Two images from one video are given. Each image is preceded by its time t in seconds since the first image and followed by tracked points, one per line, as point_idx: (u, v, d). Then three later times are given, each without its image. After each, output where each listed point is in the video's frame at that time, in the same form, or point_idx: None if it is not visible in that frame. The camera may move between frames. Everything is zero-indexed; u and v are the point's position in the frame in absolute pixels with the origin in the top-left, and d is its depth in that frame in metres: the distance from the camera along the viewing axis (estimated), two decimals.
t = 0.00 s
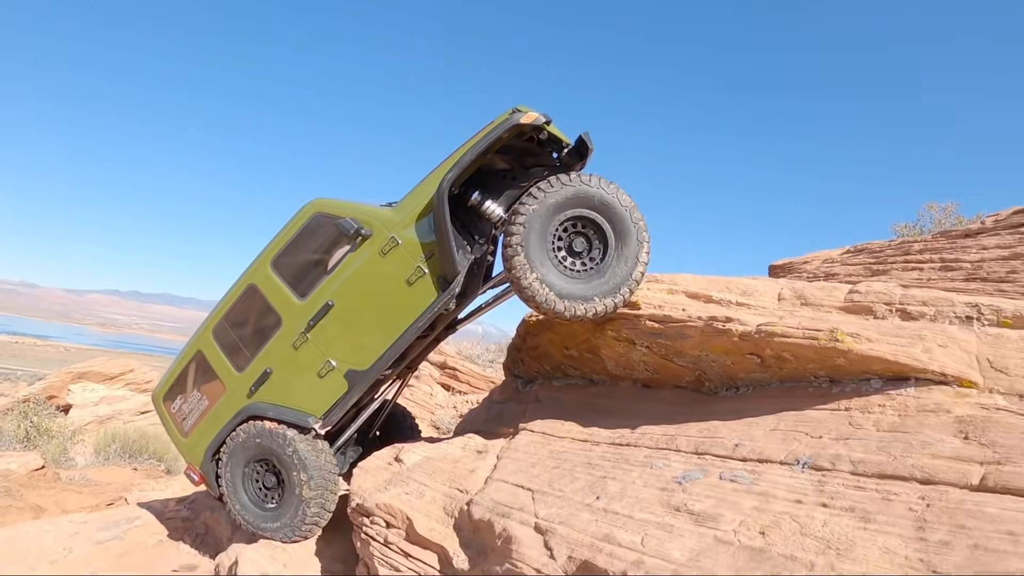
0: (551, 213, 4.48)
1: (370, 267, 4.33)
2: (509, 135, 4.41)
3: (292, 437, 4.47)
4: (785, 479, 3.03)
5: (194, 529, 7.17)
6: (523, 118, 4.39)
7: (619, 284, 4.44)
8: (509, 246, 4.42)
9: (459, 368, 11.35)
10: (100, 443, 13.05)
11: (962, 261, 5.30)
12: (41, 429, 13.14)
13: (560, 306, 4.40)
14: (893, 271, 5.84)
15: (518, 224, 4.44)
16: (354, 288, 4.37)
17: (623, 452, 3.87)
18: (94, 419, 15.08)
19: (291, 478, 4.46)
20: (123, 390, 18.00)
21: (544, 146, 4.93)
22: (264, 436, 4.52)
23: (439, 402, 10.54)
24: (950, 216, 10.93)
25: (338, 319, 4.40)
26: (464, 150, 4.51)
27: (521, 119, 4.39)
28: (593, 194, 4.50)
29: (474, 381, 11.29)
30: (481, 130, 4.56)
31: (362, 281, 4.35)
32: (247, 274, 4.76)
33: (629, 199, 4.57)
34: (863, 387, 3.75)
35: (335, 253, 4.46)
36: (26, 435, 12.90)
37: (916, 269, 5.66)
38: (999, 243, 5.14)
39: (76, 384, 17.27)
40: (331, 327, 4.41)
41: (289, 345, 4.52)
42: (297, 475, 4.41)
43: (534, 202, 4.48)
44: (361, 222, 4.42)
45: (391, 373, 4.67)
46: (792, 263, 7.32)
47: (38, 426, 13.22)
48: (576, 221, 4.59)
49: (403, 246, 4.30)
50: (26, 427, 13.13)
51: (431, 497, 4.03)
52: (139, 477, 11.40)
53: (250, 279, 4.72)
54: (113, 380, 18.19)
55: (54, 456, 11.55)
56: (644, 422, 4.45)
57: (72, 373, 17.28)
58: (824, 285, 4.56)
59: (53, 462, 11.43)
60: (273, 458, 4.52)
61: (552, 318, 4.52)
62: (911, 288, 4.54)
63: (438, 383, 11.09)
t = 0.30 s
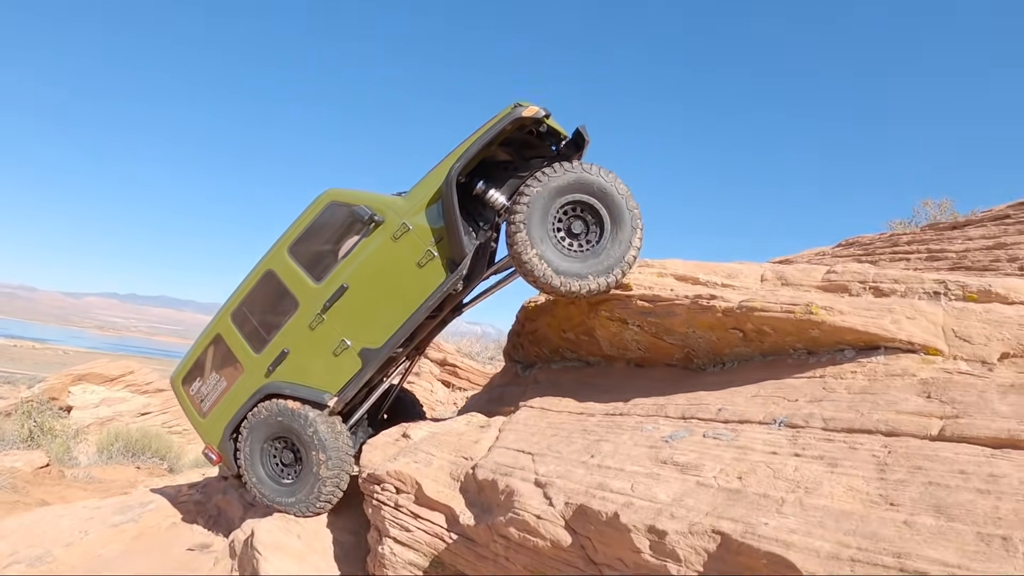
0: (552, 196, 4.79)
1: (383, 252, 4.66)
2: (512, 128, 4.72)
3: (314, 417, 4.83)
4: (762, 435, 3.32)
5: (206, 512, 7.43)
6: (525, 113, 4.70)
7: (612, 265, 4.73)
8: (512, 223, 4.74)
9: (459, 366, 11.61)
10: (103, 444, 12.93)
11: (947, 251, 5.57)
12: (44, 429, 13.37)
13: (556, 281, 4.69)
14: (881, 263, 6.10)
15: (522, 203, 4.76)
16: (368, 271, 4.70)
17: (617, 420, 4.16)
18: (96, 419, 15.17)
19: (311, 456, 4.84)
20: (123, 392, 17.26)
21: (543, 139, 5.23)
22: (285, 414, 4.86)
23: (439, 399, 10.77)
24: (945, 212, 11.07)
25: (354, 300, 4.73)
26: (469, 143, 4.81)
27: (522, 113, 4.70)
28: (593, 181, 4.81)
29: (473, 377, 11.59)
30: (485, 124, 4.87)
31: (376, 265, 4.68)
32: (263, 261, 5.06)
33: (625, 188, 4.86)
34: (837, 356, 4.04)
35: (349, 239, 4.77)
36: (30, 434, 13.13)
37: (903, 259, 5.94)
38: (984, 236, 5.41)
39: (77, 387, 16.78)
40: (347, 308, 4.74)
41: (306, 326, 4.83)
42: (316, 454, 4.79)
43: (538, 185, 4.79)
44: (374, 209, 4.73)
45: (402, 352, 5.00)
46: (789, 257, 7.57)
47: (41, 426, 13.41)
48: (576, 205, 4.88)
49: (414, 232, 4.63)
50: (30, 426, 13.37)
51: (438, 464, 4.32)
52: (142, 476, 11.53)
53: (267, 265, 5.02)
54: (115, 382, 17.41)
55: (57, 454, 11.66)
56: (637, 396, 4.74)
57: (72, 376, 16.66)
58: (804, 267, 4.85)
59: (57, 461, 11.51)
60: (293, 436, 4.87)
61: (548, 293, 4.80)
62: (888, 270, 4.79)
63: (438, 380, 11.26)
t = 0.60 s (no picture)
0: (560, 168, 5.06)
1: (397, 226, 5.00)
2: (518, 108, 5.04)
3: (333, 392, 5.09)
4: (753, 384, 3.54)
5: (216, 491, 7.58)
6: (531, 93, 5.03)
7: (613, 237, 5.00)
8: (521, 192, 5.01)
9: (457, 362, 11.38)
10: (104, 441, 12.69)
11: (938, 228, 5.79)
12: (46, 427, 13.18)
13: (559, 248, 4.95)
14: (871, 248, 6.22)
15: (531, 173, 5.02)
16: (381, 245, 5.03)
17: (617, 380, 4.38)
18: (92, 417, 15.02)
19: (328, 430, 5.09)
20: (120, 393, 16.92)
21: (547, 120, 5.50)
22: (304, 386, 5.11)
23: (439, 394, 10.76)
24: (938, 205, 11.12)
25: (368, 274, 5.06)
26: (477, 123, 5.14)
27: (529, 94, 5.03)
28: (599, 159, 5.10)
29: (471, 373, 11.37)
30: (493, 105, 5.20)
31: (389, 239, 5.01)
32: (278, 239, 5.35)
33: (629, 167, 5.16)
34: (824, 318, 4.23)
35: (363, 215, 5.10)
36: (31, 432, 12.92)
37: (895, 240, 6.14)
38: (971, 221, 5.51)
39: (74, 388, 16.46)
40: (362, 281, 5.07)
41: (322, 300, 5.13)
42: (334, 428, 5.05)
43: (547, 157, 5.07)
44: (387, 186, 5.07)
45: (414, 323, 5.35)
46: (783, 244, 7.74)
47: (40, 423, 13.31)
48: (581, 179, 5.16)
49: (426, 207, 4.98)
50: (31, 425, 13.22)
51: (447, 426, 4.52)
52: (142, 470, 11.50)
53: (283, 242, 5.31)
54: (109, 384, 17.14)
55: (58, 452, 11.44)
56: (635, 362, 4.93)
57: (69, 376, 16.44)
58: (793, 240, 5.06)
59: (59, 458, 11.25)
60: (312, 408, 5.12)
61: (550, 260, 5.06)
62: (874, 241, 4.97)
63: (437, 375, 10.93)
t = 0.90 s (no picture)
0: (572, 165, 5.41)
1: (413, 224, 5.29)
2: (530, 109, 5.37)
3: (355, 392, 5.27)
4: (757, 373, 3.74)
5: (227, 488, 7.67)
6: (543, 96, 5.35)
7: (619, 234, 5.33)
8: (536, 186, 5.36)
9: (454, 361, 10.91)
10: (103, 443, 12.26)
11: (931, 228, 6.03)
12: (44, 430, 13.03)
13: (568, 241, 5.27)
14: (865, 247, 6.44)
15: (546, 169, 5.37)
16: (398, 243, 5.31)
17: (625, 372, 4.57)
18: (88, 419, 14.85)
19: (347, 429, 5.26)
20: (115, 396, 16.80)
21: (556, 122, 5.74)
22: (326, 383, 5.30)
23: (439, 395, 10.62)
24: (933, 206, 11.17)
25: (385, 271, 5.32)
26: (490, 126, 5.48)
27: (541, 97, 5.35)
28: (610, 160, 5.44)
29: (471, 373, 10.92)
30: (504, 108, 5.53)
31: (406, 237, 5.31)
32: (295, 238, 5.58)
33: (638, 169, 5.49)
34: (822, 311, 4.43)
35: (380, 214, 5.39)
36: (28, 436, 12.74)
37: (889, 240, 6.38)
38: (962, 221, 5.79)
39: (68, 391, 16.28)
40: (379, 278, 5.33)
41: (339, 297, 5.37)
42: (354, 427, 5.23)
43: (561, 155, 5.41)
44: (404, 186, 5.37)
45: (429, 319, 5.63)
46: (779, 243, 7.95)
47: (39, 425, 13.13)
48: (591, 178, 5.50)
49: (441, 206, 5.30)
50: (29, 428, 13.07)
51: (462, 418, 4.69)
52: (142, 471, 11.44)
53: (300, 241, 5.55)
54: (106, 388, 17.25)
55: (57, 455, 11.19)
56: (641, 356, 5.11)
57: (65, 380, 16.35)
58: (791, 237, 5.26)
59: (58, 461, 11.08)
60: (333, 406, 5.31)
61: (559, 251, 5.38)
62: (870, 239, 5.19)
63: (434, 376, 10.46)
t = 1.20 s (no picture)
0: (572, 193, 5.64)
1: (415, 252, 5.52)
2: (527, 140, 5.60)
3: (362, 418, 5.49)
4: (741, 404, 3.97)
5: (230, 503, 7.89)
6: (540, 128, 5.57)
7: (613, 261, 5.57)
8: (536, 211, 5.55)
9: (448, 368, 10.67)
10: (98, 449, 12.15)
11: (917, 249, 6.25)
12: (39, 436, 12.61)
13: (564, 265, 5.48)
14: (855, 262, 6.76)
15: (547, 195, 5.59)
16: (401, 269, 5.54)
17: (617, 398, 4.79)
18: (82, 422, 14.80)
19: (352, 452, 5.48)
20: (109, 399, 16.70)
21: (552, 150, 5.95)
22: (334, 406, 5.52)
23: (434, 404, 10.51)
24: (925, 213, 11.27)
25: (388, 297, 5.56)
26: (488, 155, 5.70)
27: (539, 128, 5.57)
28: (607, 191, 5.71)
29: (464, 381, 10.55)
30: (502, 138, 5.75)
31: (408, 264, 5.54)
32: (298, 264, 5.78)
33: (633, 202, 5.78)
34: (806, 341, 4.66)
35: (382, 241, 5.61)
36: (23, 442, 12.34)
37: (876, 259, 6.60)
38: (949, 236, 6.11)
39: (62, 395, 16.17)
40: (381, 303, 5.56)
41: (343, 321, 5.59)
42: (359, 451, 5.44)
43: (561, 182, 5.65)
44: (405, 214, 5.59)
45: (429, 342, 5.88)
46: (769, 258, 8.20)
47: (33, 433, 12.72)
48: (588, 206, 5.75)
49: (442, 233, 5.53)
50: (24, 433, 12.67)
51: (460, 441, 4.90)
52: (138, 478, 11.44)
53: (304, 266, 5.76)
54: (98, 392, 16.95)
55: (53, 462, 11.13)
56: (632, 379, 5.33)
57: (59, 384, 16.21)
58: (778, 265, 5.44)
59: (53, 467, 10.93)
60: (340, 428, 5.53)
61: (554, 274, 5.57)
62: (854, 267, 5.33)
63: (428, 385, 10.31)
